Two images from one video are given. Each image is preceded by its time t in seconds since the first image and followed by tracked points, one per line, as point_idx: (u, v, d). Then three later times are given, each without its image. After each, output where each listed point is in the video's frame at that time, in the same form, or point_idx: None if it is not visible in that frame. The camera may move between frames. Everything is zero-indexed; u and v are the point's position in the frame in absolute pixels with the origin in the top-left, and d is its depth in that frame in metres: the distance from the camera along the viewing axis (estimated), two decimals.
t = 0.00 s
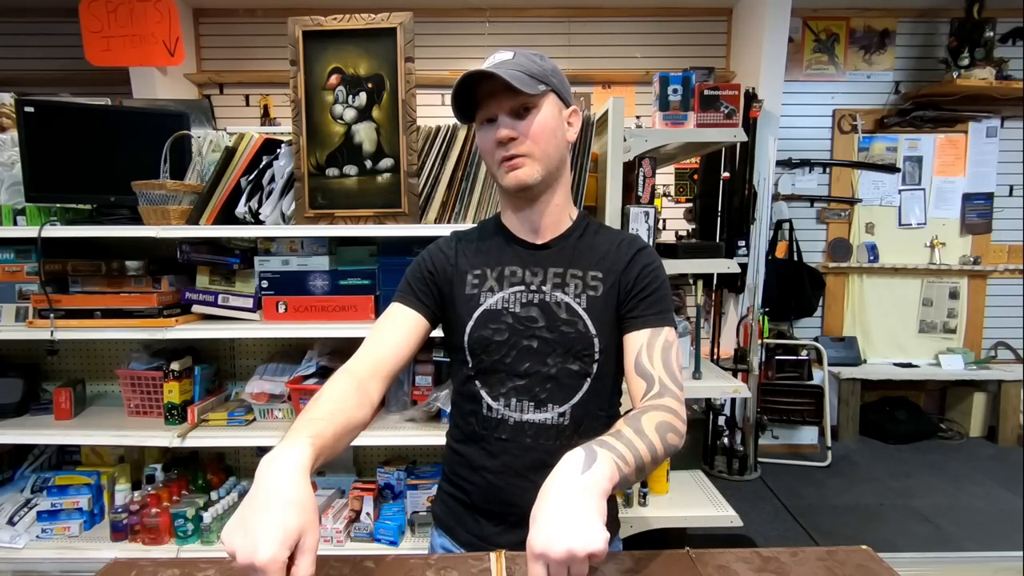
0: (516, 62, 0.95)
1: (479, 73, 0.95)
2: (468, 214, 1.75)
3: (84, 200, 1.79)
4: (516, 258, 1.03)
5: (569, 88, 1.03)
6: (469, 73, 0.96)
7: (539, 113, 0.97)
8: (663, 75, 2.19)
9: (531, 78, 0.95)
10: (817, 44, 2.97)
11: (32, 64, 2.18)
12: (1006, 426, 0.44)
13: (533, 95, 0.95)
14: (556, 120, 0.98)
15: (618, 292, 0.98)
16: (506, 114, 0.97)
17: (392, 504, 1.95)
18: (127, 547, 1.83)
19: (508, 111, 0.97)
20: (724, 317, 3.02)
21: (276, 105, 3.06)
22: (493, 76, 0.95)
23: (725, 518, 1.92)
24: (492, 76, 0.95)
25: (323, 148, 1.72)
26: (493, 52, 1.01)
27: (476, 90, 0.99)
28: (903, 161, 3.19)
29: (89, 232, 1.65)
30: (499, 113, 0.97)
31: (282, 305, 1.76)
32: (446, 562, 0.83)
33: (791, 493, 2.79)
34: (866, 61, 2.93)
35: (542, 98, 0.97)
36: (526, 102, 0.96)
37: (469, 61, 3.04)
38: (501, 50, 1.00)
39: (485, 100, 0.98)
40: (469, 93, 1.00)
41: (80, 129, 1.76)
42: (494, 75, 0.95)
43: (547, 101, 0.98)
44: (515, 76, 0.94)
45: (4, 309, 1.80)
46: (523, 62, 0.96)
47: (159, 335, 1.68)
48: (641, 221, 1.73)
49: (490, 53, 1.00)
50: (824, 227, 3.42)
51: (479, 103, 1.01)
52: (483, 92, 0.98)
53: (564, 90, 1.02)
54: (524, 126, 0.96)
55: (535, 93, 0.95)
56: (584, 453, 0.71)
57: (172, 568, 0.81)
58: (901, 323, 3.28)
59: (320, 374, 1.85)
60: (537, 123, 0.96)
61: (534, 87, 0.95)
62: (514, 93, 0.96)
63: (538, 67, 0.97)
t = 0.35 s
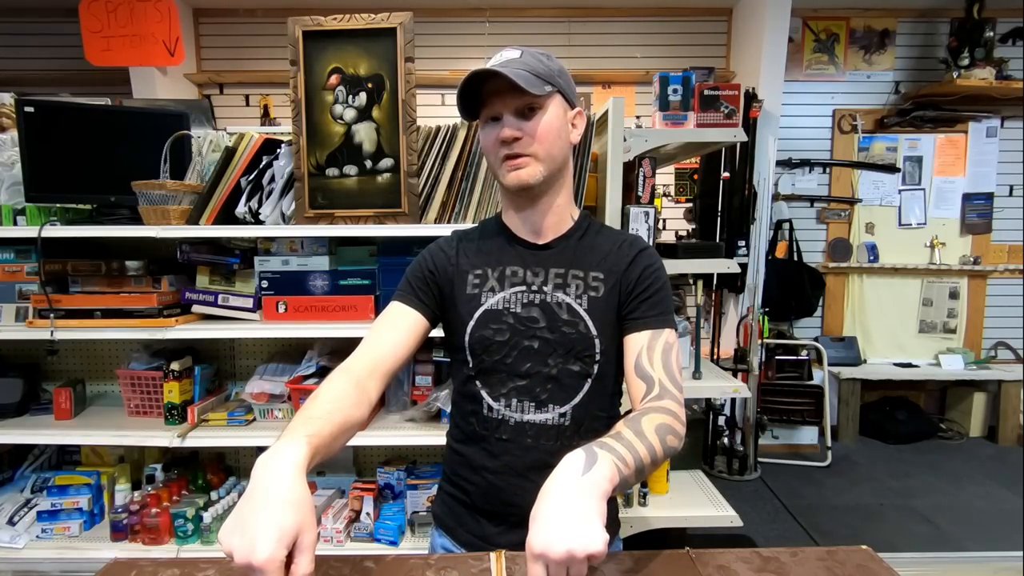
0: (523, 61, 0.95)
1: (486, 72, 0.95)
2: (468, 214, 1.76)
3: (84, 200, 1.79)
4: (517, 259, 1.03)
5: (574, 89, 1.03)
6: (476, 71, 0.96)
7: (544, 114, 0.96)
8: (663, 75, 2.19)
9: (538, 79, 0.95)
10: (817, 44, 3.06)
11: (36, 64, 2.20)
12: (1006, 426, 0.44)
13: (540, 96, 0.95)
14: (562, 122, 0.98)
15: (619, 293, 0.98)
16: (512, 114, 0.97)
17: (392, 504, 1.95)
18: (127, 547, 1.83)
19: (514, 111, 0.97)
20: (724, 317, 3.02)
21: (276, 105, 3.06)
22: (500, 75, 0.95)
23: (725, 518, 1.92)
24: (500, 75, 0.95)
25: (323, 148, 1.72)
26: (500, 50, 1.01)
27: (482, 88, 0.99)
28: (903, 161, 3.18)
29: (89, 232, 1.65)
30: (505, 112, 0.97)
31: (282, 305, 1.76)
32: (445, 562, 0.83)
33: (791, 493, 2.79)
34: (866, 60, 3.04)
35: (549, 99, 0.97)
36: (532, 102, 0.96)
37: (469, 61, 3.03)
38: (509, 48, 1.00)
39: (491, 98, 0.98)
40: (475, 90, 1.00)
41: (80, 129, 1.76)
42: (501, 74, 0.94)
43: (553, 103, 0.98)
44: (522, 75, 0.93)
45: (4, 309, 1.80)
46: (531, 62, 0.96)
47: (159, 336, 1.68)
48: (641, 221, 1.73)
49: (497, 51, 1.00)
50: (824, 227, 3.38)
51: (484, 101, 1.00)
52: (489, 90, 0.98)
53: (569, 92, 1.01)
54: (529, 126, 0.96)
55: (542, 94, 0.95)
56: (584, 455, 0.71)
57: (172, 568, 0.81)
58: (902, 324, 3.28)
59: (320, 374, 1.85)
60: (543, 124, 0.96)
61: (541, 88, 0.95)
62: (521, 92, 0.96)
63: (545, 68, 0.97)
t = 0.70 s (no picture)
0: (550, 61, 0.94)
1: (515, 63, 0.93)
2: (468, 214, 1.76)
3: (84, 200, 1.78)
4: (515, 260, 1.03)
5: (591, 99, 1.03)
6: (504, 60, 0.93)
7: (563, 118, 0.96)
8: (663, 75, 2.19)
9: (563, 82, 0.94)
10: (817, 43, 3.05)
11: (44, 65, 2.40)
12: (1006, 426, 0.43)
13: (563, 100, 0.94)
14: (577, 129, 0.98)
15: (618, 293, 0.98)
16: (532, 111, 0.95)
17: (393, 504, 1.95)
18: (127, 547, 1.83)
19: (533, 107, 0.95)
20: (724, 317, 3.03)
21: (276, 105, 3.06)
22: (528, 69, 0.93)
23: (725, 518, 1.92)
24: (527, 69, 0.93)
25: (323, 148, 1.72)
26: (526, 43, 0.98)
27: (504, 77, 0.95)
28: (903, 161, 3.20)
29: (89, 232, 1.65)
30: (525, 107, 0.95)
31: (283, 305, 1.76)
32: (445, 563, 0.83)
33: (791, 493, 2.79)
34: (866, 60, 3.09)
35: (568, 104, 0.97)
36: (553, 103, 0.95)
37: (469, 61, 3.03)
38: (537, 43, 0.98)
39: (512, 90, 0.96)
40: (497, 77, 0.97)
41: (80, 129, 1.77)
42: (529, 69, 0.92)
43: (572, 108, 0.97)
44: (549, 75, 0.92)
45: (4, 309, 1.80)
46: (557, 63, 0.95)
47: (159, 335, 1.68)
48: (641, 221, 1.73)
49: (522, 43, 0.97)
50: (823, 227, 3.31)
51: (503, 89, 0.97)
52: (512, 80, 0.95)
53: (586, 101, 1.02)
54: (548, 126, 0.95)
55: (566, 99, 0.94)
56: (586, 457, 0.71)
57: (172, 568, 0.81)
58: (902, 324, 3.28)
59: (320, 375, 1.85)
60: (561, 127, 0.95)
61: (564, 92, 0.94)
62: (544, 92, 0.94)
63: (569, 73, 0.96)
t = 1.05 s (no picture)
0: (556, 62, 0.94)
1: (522, 64, 0.93)
2: (468, 215, 1.76)
3: (84, 200, 1.78)
4: (514, 261, 1.03)
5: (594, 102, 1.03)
6: (511, 60, 0.93)
7: (567, 119, 0.96)
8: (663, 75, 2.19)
9: (569, 84, 0.94)
10: (817, 43, 3.10)
11: (42, 64, 2.44)
12: (1006, 426, 0.43)
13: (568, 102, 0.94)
14: (580, 131, 0.98)
15: (617, 293, 0.98)
16: (536, 112, 0.95)
17: (392, 504, 1.95)
18: (127, 547, 1.83)
19: (538, 108, 0.95)
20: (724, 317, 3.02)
21: (276, 105, 3.06)
22: (534, 71, 0.93)
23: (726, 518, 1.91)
24: (533, 70, 0.93)
25: (323, 148, 1.72)
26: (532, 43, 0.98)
27: (509, 77, 0.95)
28: (903, 161, 3.19)
29: (89, 232, 1.65)
30: (529, 108, 0.95)
31: (282, 305, 1.76)
32: (445, 563, 0.83)
33: (791, 493, 2.79)
34: (866, 60, 3.12)
35: (573, 107, 0.96)
36: (557, 104, 0.95)
37: (469, 61, 3.03)
38: (543, 44, 0.97)
39: (517, 91, 0.95)
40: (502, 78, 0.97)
41: (80, 129, 1.77)
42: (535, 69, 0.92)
43: (576, 111, 0.97)
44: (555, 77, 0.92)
45: (4, 309, 1.80)
46: (563, 65, 0.94)
47: (159, 335, 1.68)
48: (641, 221, 1.73)
49: (529, 43, 0.97)
50: (823, 227, 3.30)
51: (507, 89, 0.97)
52: (517, 80, 0.95)
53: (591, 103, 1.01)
54: (551, 128, 0.94)
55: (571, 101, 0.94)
56: (585, 458, 0.71)
57: (172, 568, 0.81)
58: (902, 323, 3.28)
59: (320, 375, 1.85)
60: (565, 130, 0.95)
61: (570, 94, 0.94)
62: (549, 93, 0.94)
63: (575, 74, 0.96)
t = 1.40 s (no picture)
0: (564, 61, 0.94)
1: (532, 60, 0.93)
2: (468, 214, 1.76)
3: (84, 200, 1.78)
4: (512, 260, 1.03)
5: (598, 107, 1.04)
6: (521, 56, 0.94)
7: (572, 119, 0.96)
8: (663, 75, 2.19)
9: (575, 84, 0.94)
10: (817, 43, 3.10)
11: (43, 64, 2.43)
12: (1006, 426, 0.43)
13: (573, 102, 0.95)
14: (583, 133, 0.99)
15: (614, 292, 0.98)
16: (542, 108, 0.95)
17: (392, 504, 1.95)
18: (126, 547, 1.83)
19: (543, 105, 0.95)
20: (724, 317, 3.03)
21: (276, 106, 3.06)
22: (543, 68, 0.94)
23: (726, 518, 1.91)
24: (542, 67, 0.94)
25: (323, 148, 1.72)
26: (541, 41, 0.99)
27: (517, 72, 0.96)
28: (903, 161, 3.19)
29: (89, 232, 1.65)
30: (536, 104, 0.95)
31: (282, 305, 1.76)
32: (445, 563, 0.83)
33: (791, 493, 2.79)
34: (866, 60, 3.13)
35: (578, 108, 0.97)
36: (563, 103, 0.95)
37: (469, 61, 3.03)
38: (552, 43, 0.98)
39: (524, 86, 0.96)
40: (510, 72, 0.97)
41: (80, 129, 1.77)
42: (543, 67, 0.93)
43: (580, 112, 0.98)
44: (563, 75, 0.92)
45: (4, 309, 1.80)
46: (571, 65, 0.95)
47: (159, 335, 1.68)
48: (641, 221, 1.74)
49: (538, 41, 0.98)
50: (823, 227, 3.30)
51: (515, 84, 0.97)
52: (524, 75, 0.95)
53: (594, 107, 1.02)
54: (556, 126, 0.95)
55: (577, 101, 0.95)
56: (587, 461, 0.71)
57: (172, 568, 0.81)
58: (902, 323, 3.28)
59: (320, 375, 1.86)
60: (569, 129, 0.96)
61: (575, 95, 0.95)
62: (556, 91, 0.95)
63: (582, 76, 0.97)
